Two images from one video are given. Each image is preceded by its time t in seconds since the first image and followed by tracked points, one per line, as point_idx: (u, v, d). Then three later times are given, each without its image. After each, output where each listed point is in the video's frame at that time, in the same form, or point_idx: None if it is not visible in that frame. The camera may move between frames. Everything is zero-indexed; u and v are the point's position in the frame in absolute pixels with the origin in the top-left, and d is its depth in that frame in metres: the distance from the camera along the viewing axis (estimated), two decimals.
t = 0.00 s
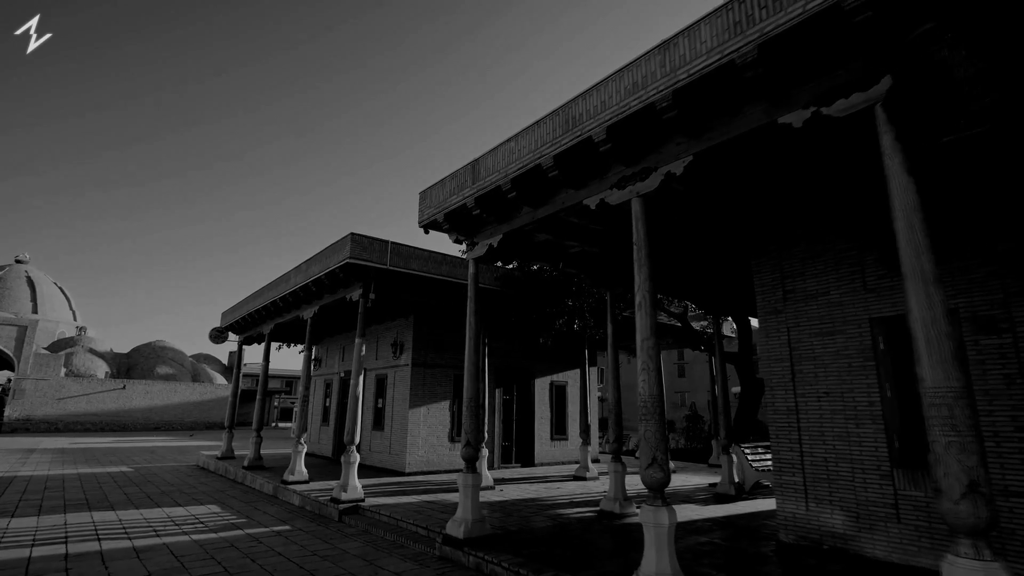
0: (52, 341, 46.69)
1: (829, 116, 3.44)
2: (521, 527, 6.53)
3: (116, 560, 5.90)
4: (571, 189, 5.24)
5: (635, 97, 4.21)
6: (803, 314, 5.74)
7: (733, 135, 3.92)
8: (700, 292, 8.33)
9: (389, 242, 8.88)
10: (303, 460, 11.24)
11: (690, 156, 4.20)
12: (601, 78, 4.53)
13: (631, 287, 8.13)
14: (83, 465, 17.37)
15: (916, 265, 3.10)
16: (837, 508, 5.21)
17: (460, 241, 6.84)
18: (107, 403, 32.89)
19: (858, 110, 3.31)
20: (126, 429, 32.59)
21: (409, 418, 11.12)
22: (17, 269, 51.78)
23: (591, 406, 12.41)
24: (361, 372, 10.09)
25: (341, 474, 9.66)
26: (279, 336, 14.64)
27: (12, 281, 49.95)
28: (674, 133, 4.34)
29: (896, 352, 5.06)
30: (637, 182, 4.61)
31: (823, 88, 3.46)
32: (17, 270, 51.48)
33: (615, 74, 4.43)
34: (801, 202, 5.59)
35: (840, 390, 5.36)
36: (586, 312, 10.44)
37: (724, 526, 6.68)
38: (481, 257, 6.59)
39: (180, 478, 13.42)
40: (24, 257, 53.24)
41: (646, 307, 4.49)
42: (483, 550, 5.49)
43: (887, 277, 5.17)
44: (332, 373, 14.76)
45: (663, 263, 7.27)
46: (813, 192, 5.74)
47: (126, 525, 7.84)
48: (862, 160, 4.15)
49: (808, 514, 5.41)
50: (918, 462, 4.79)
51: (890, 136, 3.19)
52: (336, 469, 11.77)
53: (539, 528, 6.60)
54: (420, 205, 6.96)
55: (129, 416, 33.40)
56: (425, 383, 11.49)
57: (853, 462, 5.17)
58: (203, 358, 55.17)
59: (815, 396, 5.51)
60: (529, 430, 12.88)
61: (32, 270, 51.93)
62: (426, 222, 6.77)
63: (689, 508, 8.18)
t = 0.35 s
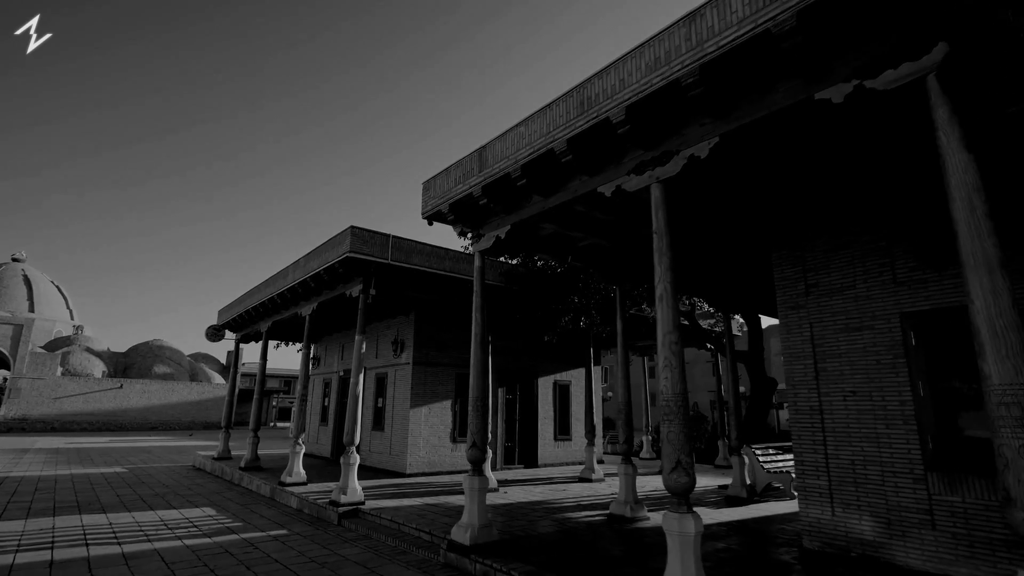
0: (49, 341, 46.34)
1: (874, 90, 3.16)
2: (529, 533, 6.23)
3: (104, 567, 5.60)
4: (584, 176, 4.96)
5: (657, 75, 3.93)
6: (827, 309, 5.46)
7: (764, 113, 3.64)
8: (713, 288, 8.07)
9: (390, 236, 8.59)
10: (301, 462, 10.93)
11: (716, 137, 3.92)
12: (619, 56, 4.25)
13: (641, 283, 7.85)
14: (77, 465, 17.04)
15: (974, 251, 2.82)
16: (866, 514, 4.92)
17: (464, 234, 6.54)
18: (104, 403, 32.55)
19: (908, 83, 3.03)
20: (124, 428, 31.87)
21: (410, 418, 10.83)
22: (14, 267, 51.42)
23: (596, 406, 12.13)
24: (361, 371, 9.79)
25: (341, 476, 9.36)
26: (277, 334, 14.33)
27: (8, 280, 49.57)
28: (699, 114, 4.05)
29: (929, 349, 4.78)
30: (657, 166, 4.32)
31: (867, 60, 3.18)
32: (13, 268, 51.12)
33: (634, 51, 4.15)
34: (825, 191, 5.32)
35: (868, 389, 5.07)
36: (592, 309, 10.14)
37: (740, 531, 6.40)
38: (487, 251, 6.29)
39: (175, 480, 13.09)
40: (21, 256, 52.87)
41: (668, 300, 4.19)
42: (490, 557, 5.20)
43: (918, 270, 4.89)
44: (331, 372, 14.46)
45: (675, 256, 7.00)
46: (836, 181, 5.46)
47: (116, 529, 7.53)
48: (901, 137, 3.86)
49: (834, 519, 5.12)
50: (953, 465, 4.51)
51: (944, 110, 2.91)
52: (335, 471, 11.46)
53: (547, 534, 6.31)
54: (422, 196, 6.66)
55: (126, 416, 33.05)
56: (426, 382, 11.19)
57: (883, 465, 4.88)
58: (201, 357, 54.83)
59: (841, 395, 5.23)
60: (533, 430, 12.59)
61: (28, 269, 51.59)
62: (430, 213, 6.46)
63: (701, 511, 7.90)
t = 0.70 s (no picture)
0: (44, 340, 45.88)
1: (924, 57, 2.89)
2: (536, 538, 5.95)
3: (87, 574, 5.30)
4: (597, 161, 4.68)
5: (680, 47, 3.67)
6: (850, 302, 5.19)
7: (798, 87, 3.38)
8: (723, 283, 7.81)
9: (389, 229, 8.30)
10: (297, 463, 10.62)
11: (744, 115, 3.66)
12: (637, 29, 3.98)
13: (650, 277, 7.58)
14: (69, 466, 16.67)
15: None
16: (895, 519, 4.65)
17: (467, 225, 6.25)
18: (98, 403, 32.14)
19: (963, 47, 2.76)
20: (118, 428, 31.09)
21: (409, 418, 10.54)
22: (8, 266, 50.94)
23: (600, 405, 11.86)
24: (359, 369, 9.49)
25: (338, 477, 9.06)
26: (273, 332, 14.02)
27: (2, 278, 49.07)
28: (724, 91, 3.79)
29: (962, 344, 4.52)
30: (678, 147, 4.06)
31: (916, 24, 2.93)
32: (7, 267, 50.64)
33: (654, 23, 3.88)
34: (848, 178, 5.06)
35: (896, 387, 4.81)
36: (596, 306, 9.84)
37: (756, 535, 6.13)
38: (492, 242, 6.01)
39: (167, 481, 12.75)
40: (14, 254, 52.32)
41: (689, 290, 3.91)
42: (497, 564, 4.91)
43: (950, 260, 4.62)
44: (328, 371, 14.15)
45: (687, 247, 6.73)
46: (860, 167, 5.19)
47: (104, 533, 7.22)
48: (940, 111, 3.64)
49: (860, 524, 4.85)
50: (990, 467, 4.24)
51: (1007, 76, 2.64)
52: (332, 472, 11.16)
53: (555, 539, 6.02)
54: (424, 185, 6.36)
55: (121, 416, 32.64)
56: (426, 381, 10.90)
57: (913, 467, 4.62)
58: (197, 356, 54.40)
59: (866, 393, 4.97)
60: (534, 430, 12.31)
61: (23, 268, 51.11)
62: (431, 204, 6.17)
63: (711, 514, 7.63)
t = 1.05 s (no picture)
0: (38, 340, 45.41)
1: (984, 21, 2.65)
2: (544, 545, 5.65)
3: None
4: (612, 145, 4.40)
5: (706, 17, 3.39)
6: (878, 296, 4.91)
7: (838, 58, 3.11)
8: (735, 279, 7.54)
9: (389, 222, 8.00)
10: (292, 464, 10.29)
11: (777, 90, 3.38)
12: None
13: (660, 272, 7.30)
14: (60, 468, 16.29)
15: None
16: (929, 527, 4.37)
17: (471, 216, 5.95)
18: (93, 403, 31.70)
19: None
20: (115, 428, 30.70)
21: (409, 418, 10.23)
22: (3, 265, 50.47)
23: (604, 405, 11.58)
24: (357, 368, 9.18)
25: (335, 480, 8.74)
26: (268, 330, 13.70)
27: None
28: (754, 65, 3.50)
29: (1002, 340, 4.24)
30: (702, 128, 3.78)
31: None
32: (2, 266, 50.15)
33: None
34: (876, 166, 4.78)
35: (928, 386, 4.53)
36: (602, 303, 9.53)
37: (775, 542, 5.84)
38: (497, 234, 5.71)
39: (159, 483, 12.40)
40: (8, 253, 51.86)
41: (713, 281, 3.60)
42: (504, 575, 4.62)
43: (989, 252, 4.34)
44: (325, 371, 13.83)
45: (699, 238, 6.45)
46: (886, 151, 4.92)
47: (90, 539, 6.90)
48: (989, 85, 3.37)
49: (890, 532, 4.57)
50: None
51: None
52: (329, 474, 10.84)
53: (564, 547, 5.73)
54: (425, 174, 6.06)
55: (115, 416, 32.21)
56: (426, 380, 10.60)
57: (948, 471, 4.34)
58: (193, 356, 54.03)
59: (896, 393, 4.69)
60: (536, 430, 12.03)
61: (17, 267, 50.63)
62: (433, 193, 5.87)
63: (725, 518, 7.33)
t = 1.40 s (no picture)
0: (34, 340, 45.02)
1: None
2: (554, 552, 5.38)
3: None
4: (631, 126, 4.13)
5: None
6: (909, 289, 4.64)
7: (887, 23, 2.84)
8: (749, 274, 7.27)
9: (390, 215, 7.71)
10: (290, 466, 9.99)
11: (816, 61, 3.11)
12: None
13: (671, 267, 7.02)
14: (53, 469, 15.95)
15: None
16: (968, 534, 4.10)
17: (477, 206, 5.68)
18: (89, 403, 31.30)
19: None
20: (108, 429, 30.56)
21: (410, 419, 9.95)
22: None
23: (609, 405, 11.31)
24: (357, 366, 8.90)
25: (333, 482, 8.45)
26: (265, 328, 13.40)
27: None
28: (790, 34, 3.23)
29: None
30: (731, 105, 3.52)
31: None
32: None
33: None
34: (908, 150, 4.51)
35: (965, 383, 4.26)
36: (609, 300, 9.25)
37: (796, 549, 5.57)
38: (505, 224, 5.44)
39: (153, 485, 12.10)
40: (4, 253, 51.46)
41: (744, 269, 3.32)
42: None
43: None
44: (324, 370, 13.53)
45: (715, 231, 6.17)
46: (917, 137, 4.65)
47: (77, 545, 6.60)
48: None
49: (925, 539, 4.29)
50: None
51: None
52: (328, 476, 10.55)
53: (575, 553, 5.45)
54: (428, 162, 5.78)
55: (112, 417, 31.79)
56: (427, 379, 10.32)
57: (989, 475, 4.06)
58: (190, 356, 53.66)
59: (930, 390, 4.41)
60: (539, 431, 11.76)
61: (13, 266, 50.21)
62: (437, 182, 5.58)
63: (739, 521, 7.07)
